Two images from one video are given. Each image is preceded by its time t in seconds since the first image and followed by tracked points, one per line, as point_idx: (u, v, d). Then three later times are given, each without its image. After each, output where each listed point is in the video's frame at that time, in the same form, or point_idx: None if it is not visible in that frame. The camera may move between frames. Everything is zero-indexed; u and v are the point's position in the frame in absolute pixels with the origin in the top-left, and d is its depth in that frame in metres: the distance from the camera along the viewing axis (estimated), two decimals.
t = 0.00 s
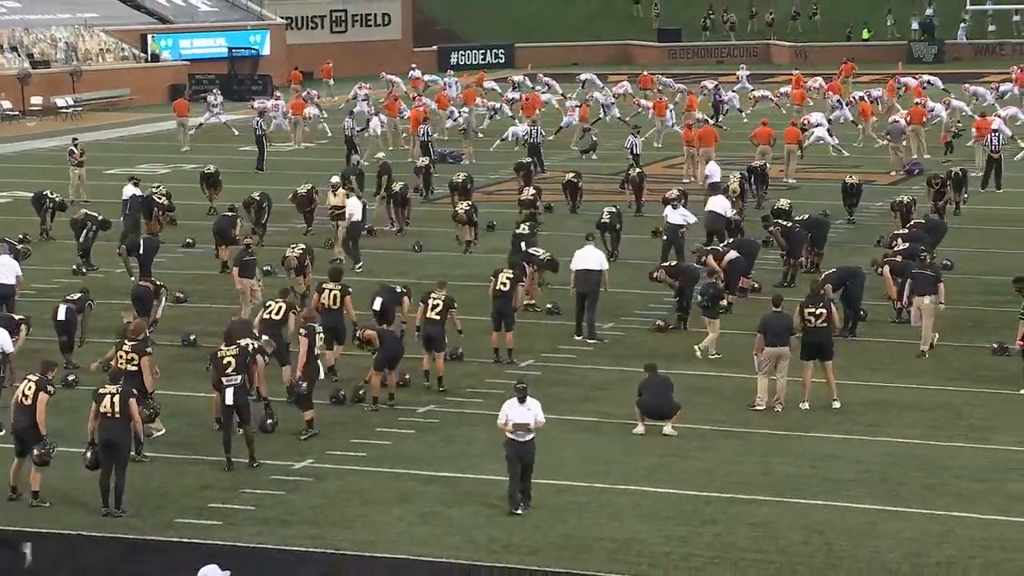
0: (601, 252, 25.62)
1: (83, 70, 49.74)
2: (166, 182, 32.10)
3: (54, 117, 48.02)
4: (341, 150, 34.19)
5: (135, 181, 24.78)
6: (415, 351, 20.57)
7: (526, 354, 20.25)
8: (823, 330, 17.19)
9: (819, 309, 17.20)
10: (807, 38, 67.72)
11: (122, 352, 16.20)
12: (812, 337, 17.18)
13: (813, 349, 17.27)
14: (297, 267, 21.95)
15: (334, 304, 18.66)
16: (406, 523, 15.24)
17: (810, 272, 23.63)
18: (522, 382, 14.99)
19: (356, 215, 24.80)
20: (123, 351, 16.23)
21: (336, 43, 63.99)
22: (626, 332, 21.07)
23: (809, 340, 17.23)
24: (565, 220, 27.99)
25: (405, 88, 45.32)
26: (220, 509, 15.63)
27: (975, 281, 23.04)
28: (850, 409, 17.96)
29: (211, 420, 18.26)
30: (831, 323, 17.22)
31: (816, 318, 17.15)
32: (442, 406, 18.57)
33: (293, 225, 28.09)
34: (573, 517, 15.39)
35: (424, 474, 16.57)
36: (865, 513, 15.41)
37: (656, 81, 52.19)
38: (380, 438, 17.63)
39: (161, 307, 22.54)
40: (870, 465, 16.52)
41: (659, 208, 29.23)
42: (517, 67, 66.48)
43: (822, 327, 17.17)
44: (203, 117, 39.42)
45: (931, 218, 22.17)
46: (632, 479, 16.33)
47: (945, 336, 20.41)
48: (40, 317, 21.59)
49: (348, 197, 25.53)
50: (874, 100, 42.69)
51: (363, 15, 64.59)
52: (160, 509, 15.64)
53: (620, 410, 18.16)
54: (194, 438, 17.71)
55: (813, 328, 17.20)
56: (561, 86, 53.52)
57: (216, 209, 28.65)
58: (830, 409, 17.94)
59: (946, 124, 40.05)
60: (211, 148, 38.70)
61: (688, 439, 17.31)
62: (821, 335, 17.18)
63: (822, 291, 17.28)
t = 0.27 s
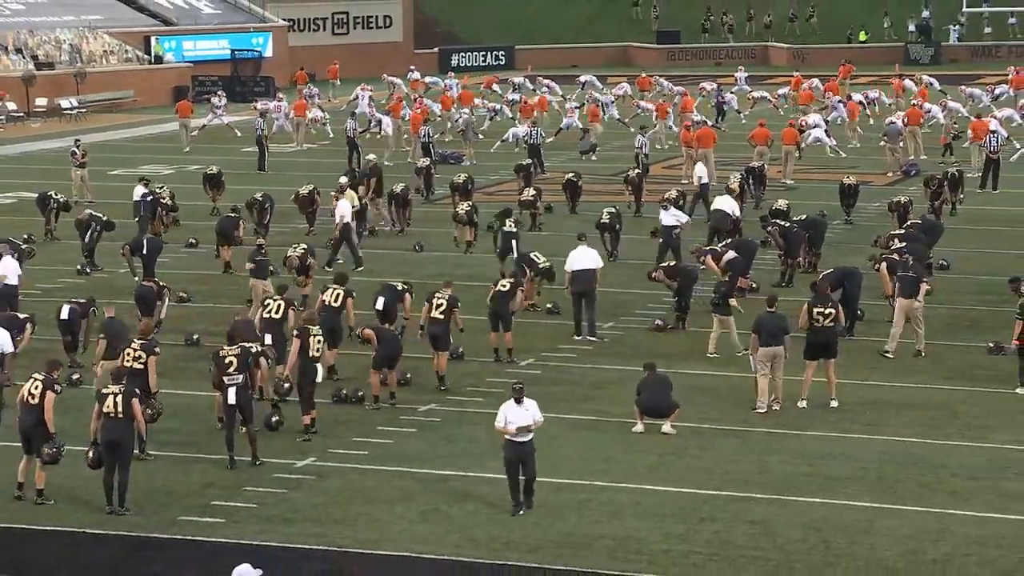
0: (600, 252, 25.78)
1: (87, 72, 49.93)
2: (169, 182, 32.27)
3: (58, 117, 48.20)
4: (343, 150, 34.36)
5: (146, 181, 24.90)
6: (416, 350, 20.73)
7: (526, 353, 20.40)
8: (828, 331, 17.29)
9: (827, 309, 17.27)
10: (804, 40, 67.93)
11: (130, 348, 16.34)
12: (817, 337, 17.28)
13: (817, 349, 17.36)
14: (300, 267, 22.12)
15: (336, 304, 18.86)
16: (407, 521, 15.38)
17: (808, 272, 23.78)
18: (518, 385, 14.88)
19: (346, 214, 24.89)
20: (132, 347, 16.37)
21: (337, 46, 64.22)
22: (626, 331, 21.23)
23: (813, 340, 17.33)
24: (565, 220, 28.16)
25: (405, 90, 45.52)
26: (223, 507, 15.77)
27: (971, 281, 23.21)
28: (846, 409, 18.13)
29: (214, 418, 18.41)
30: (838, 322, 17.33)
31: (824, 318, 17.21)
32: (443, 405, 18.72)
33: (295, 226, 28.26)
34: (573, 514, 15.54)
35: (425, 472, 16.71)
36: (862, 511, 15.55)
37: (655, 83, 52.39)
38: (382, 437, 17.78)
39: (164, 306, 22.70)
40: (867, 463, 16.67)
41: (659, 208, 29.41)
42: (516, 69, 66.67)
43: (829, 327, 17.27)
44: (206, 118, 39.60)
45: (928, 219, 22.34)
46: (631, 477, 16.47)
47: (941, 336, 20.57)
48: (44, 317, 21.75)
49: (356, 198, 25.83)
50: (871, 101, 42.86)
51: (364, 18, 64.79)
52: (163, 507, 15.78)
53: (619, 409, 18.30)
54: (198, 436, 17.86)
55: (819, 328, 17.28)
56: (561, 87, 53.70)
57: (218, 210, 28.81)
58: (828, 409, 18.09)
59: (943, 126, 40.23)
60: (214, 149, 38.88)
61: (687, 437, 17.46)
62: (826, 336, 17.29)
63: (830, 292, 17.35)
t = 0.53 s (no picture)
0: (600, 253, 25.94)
1: (93, 73, 50.14)
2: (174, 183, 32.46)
3: (64, 119, 48.39)
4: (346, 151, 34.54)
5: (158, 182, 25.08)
6: (417, 349, 20.89)
7: (527, 352, 20.56)
8: (832, 329, 17.39)
9: (833, 309, 17.36)
10: (803, 43, 68.09)
11: (136, 348, 16.50)
12: (820, 335, 17.38)
13: (820, 348, 17.48)
14: (302, 267, 22.29)
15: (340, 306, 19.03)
16: (409, 519, 15.54)
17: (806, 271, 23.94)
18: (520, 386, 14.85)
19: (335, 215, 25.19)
20: (137, 347, 16.53)
21: (340, 48, 64.42)
22: (626, 330, 21.40)
23: (817, 338, 17.43)
24: (566, 220, 28.32)
25: (408, 92, 45.70)
26: (226, 505, 15.93)
27: (968, 281, 23.36)
28: (844, 408, 18.29)
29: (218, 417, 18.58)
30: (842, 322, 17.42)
31: (829, 317, 17.29)
32: (444, 404, 18.88)
33: (299, 226, 28.43)
34: (573, 512, 15.69)
35: (427, 471, 16.87)
36: (860, 509, 15.70)
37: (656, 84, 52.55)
38: (384, 435, 17.94)
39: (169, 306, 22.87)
40: (865, 461, 16.82)
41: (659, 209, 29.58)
42: (517, 71, 66.85)
43: (833, 326, 17.36)
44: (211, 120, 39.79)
45: (925, 220, 22.50)
46: (631, 475, 16.63)
47: (938, 335, 20.72)
48: (49, 317, 21.93)
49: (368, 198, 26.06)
50: (870, 103, 43.01)
51: (367, 21, 64.96)
52: (168, 505, 15.94)
53: (619, 408, 18.46)
54: (202, 434, 18.04)
55: (824, 326, 17.37)
56: (563, 89, 53.88)
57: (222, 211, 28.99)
58: (825, 408, 18.24)
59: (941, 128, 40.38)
60: (218, 150, 39.07)
61: (686, 436, 17.61)
62: (829, 334, 17.39)
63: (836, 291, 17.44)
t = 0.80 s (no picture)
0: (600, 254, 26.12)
1: (98, 75, 50.34)
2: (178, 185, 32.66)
3: (69, 121, 48.58)
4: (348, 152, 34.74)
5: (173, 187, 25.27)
6: (419, 349, 21.08)
7: (527, 351, 20.75)
8: (831, 328, 17.53)
9: (832, 307, 17.50)
10: (801, 45, 68.31)
11: (139, 348, 16.72)
12: (819, 334, 17.54)
13: (820, 345, 17.63)
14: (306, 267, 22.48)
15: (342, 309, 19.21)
16: (411, 515, 15.73)
17: (804, 272, 24.14)
18: (523, 389, 14.90)
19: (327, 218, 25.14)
20: (141, 347, 16.75)
21: (342, 50, 64.60)
22: (625, 329, 21.59)
23: (815, 336, 17.59)
24: (567, 221, 28.51)
25: (409, 93, 45.92)
26: (230, 502, 16.13)
27: (964, 280, 23.55)
28: (840, 406, 18.48)
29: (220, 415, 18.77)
30: (841, 321, 17.58)
31: (828, 316, 17.45)
32: (445, 402, 19.09)
33: (302, 227, 28.63)
34: (573, 509, 15.89)
35: (427, 467, 17.06)
36: (856, 506, 15.89)
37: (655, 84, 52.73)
38: (385, 433, 18.14)
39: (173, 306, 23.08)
40: (861, 459, 17.01)
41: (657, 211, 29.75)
42: (518, 74, 67.11)
43: (832, 325, 17.51)
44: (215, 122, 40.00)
45: (921, 221, 22.70)
46: (631, 472, 16.82)
47: (934, 334, 20.91)
48: (56, 317, 22.15)
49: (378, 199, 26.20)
50: (866, 104, 43.22)
51: (369, 23, 65.12)
52: (171, 501, 16.14)
53: (618, 406, 18.65)
54: (207, 432, 18.24)
55: (823, 325, 17.52)
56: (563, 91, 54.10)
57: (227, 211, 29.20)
58: (822, 405, 18.44)
59: (939, 129, 40.57)
60: (222, 151, 39.29)
61: (685, 434, 17.81)
62: (827, 332, 17.54)
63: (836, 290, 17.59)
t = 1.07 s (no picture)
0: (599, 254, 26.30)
1: (103, 77, 50.51)
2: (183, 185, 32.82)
3: (75, 122, 48.73)
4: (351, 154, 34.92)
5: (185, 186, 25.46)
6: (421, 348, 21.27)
7: (527, 350, 20.94)
8: (828, 327, 17.73)
9: (828, 307, 17.71)
10: (799, 48, 68.52)
11: (137, 349, 16.86)
12: (816, 333, 17.72)
13: (817, 344, 17.80)
14: (309, 267, 22.67)
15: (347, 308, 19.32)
16: (412, 513, 15.92)
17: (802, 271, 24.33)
18: (520, 392, 15.00)
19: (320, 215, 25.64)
20: (138, 347, 16.89)
21: (345, 53, 64.77)
22: (624, 328, 21.77)
23: (813, 336, 17.77)
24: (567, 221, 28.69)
25: (410, 95, 46.11)
26: (234, 499, 16.32)
27: (960, 280, 23.74)
28: (837, 404, 18.66)
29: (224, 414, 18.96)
30: (836, 320, 17.78)
31: (824, 315, 17.65)
32: (446, 400, 19.28)
33: (305, 228, 28.82)
34: (573, 506, 16.07)
35: (428, 465, 17.25)
36: (852, 503, 16.07)
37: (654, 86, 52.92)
38: (386, 431, 18.33)
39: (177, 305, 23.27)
40: (858, 457, 17.19)
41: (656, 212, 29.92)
42: (519, 75, 67.32)
43: (828, 324, 17.71)
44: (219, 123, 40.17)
45: (917, 221, 22.91)
46: (630, 470, 17.01)
47: (930, 333, 21.10)
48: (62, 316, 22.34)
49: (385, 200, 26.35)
50: (864, 106, 43.42)
51: (371, 25, 65.30)
52: (175, 498, 16.33)
53: (617, 405, 18.84)
54: (210, 430, 18.43)
55: (819, 324, 17.72)
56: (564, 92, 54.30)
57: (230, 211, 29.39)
58: (819, 403, 18.62)
59: (936, 130, 40.75)
60: (224, 152, 39.48)
61: (684, 432, 17.99)
62: (824, 331, 17.73)
63: (831, 290, 17.79)
